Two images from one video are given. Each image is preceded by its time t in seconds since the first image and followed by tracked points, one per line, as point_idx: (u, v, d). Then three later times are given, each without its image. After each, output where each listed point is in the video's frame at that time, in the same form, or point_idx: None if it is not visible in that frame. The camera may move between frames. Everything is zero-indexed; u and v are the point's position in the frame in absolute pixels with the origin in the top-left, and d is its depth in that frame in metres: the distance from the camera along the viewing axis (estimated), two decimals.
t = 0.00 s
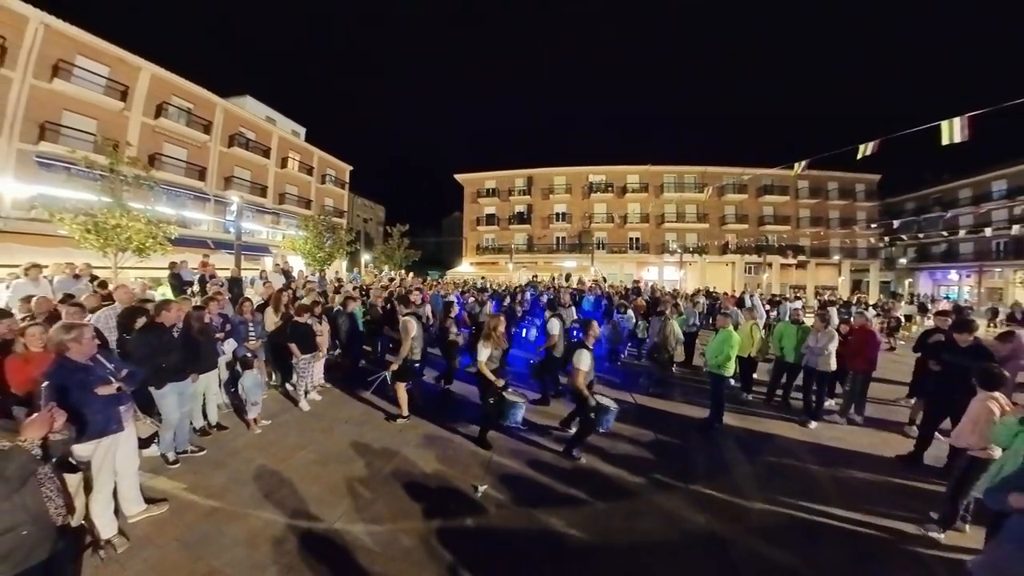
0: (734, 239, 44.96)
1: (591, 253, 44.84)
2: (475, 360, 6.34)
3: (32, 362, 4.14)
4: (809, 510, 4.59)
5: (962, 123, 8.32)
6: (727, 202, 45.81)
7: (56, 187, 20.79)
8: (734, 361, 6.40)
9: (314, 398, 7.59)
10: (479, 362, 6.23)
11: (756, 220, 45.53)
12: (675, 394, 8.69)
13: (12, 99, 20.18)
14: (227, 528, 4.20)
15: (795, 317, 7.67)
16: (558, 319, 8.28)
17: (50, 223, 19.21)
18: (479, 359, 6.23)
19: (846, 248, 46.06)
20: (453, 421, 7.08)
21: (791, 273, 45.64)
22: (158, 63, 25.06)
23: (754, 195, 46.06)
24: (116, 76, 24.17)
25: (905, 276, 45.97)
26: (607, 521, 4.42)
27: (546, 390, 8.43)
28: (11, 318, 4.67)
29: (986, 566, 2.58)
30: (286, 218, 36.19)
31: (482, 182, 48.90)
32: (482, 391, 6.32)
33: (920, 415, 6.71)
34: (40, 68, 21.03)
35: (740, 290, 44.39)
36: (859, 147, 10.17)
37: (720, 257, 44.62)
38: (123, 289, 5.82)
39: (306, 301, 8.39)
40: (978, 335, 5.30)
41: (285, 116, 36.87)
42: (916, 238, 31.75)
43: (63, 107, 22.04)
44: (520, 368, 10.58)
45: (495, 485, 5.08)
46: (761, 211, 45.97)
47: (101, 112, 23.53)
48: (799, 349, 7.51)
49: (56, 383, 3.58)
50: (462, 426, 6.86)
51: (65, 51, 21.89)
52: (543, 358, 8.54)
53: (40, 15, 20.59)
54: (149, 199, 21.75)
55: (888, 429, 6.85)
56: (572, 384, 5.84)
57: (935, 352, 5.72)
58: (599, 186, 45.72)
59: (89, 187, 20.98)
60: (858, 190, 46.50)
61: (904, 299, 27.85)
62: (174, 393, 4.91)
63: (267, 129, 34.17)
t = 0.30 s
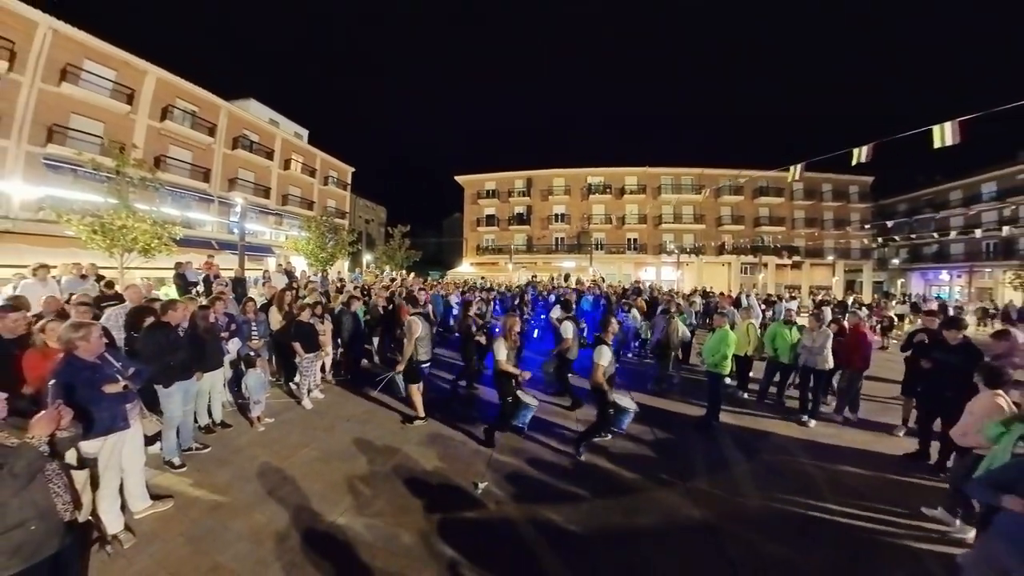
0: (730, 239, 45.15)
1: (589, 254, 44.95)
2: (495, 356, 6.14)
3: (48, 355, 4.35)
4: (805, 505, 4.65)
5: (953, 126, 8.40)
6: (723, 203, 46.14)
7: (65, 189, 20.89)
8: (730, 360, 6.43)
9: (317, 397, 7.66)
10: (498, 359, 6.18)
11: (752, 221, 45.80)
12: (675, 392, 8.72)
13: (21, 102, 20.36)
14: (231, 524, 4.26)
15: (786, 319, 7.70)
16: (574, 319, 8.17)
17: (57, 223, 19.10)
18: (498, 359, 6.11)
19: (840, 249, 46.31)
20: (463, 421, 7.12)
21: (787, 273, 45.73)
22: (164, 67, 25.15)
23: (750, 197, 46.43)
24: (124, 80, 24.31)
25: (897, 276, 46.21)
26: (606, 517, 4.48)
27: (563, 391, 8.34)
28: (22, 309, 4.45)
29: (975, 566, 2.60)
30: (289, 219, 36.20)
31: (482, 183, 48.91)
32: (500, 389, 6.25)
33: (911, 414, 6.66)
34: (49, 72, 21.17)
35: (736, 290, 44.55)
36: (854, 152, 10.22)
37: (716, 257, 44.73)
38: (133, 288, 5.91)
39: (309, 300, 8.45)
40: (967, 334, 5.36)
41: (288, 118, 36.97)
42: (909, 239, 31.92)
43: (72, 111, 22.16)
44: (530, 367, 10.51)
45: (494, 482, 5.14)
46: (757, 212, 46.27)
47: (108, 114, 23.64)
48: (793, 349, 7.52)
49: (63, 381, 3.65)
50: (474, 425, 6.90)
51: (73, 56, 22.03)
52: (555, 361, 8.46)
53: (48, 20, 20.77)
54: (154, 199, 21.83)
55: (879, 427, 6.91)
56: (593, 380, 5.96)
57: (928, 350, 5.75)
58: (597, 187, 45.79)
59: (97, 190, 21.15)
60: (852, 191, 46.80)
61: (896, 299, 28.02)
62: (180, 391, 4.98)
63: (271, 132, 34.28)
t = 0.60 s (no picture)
0: (726, 240, 45.26)
1: (587, 254, 45.01)
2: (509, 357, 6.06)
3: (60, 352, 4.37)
4: (801, 502, 4.69)
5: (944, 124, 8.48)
6: (719, 204, 46.35)
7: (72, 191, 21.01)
8: (728, 358, 6.47)
9: (318, 395, 7.71)
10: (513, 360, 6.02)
11: (748, 222, 46.12)
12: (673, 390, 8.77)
13: (30, 105, 20.48)
14: (234, 520, 4.33)
15: (774, 321, 7.71)
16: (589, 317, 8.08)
17: (65, 225, 19.18)
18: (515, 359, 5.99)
19: (835, 250, 46.48)
20: (471, 420, 7.12)
21: (782, 273, 45.82)
22: (170, 70, 25.23)
23: (745, 198, 46.78)
24: (130, 83, 24.44)
25: (890, 276, 46.37)
26: (602, 513, 4.54)
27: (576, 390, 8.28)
28: (35, 305, 4.70)
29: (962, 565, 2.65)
30: (293, 219, 36.27)
31: (482, 184, 49.08)
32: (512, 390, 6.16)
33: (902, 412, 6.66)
34: (57, 76, 21.29)
35: (732, 290, 44.74)
36: (850, 155, 10.25)
37: (713, 258, 44.81)
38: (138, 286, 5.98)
39: (310, 300, 8.45)
40: (949, 331, 5.43)
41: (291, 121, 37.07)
42: (901, 240, 32.08)
43: (79, 114, 22.27)
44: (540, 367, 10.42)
45: (494, 479, 5.20)
46: (752, 213, 46.55)
47: (116, 117, 23.75)
48: (781, 351, 7.54)
49: (71, 378, 3.73)
50: (483, 425, 6.92)
51: (81, 60, 22.16)
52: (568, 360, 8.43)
53: (57, 24, 20.90)
54: (159, 200, 21.94)
55: (871, 425, 6.96)
56: (618, 377, 5.83)
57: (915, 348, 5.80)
58: (596, 189, 45.81)
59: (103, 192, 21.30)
60: (845, 193, 47.02)
61: (889, 299, 28.13)
62: (183, 390, 5.05)
63: (274, 134, 34.38)
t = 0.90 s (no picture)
0: (723, 241, 45.32)
1: (586, 255, 45.14)
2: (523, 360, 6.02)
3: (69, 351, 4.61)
4: (797, 500, 4.75)
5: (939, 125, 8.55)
6: (716, 206, 46.16)
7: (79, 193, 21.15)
8: (722, 357, 6.56)
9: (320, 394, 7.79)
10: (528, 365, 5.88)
11: (743, 223, 45.67)
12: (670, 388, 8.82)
13: (39, 108, 20.57)
14: (238, 516, 4.40)
15: (763, 319, 7.71)
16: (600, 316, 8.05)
17: (73, 226, 19.33)
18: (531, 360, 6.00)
19: (828, 250, 46.79)
20: (475, 420, 7.15)
21: (778, 273, 45.94)
22: (175, 74, 25.31)
23: (742, 200, 46.31)
24: (136, 87, 24.50)
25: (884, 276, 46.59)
26: (600, 510, 4.59)
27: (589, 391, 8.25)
28: (49, 310, 4.70)
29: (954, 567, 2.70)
30: (295, 221, 36.36)
31: (482, 186, 49.16)
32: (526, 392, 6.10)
33: (894, 409, 6.72)
34: (64, 80, 21.39)
35: (729, 290, 44.85)
36: (843, 157, 10.30)
37: (710, 258, 44.94)
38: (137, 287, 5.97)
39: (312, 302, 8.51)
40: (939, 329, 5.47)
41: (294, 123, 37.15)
42: (896, 242, 32.20)
43: (86, 117, 22.37)
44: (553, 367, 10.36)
45: (493, 477, 5.26)
46: (748, 214, 46.09)
47: (121, 119, 23.85)
48: (768, 351, 7.53)
49: (77, 376, 3.80)
50: (488, 424, 6.95)
51: (88, 64, 22.25)
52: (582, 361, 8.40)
53: (65, 29, 21.00)
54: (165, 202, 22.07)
55: (863, 423, 7.01)
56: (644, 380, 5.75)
57: (906, 347, 5.86)
58: (594, 191, 45.90)
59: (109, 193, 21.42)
60: (840, 195, 47.24)
61: (883, 299, 28.27)
62: (187, 389, 5.12)
63: (277, 136, 34.48)
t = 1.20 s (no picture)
0: (720, 242, 45.43)
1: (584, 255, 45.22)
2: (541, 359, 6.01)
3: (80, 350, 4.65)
4: (791, 496, 4.78)
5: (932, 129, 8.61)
6: (713, 207, 46.18)
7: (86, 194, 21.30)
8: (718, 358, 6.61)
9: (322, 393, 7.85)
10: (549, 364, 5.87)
11: (739, 224, 45.89)
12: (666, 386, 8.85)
13: (47, 111, 20.67)
14: (241, 513, 4.45)
15: (761, 319, 7.69)
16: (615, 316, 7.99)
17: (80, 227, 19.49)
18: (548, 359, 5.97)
19: (823, 250, 46.94)
20: (478, 418, 7.21)
21: (773, 274, 46.04)
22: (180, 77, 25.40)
23: (737, 201, 46.52)
24: (141, 91, 24.57)
25: (877, 276, 46.75)
26: (597, 506, 4.66)
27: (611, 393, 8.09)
28: (61, 309, 4.84)
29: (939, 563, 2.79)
30: (297, 222, 36.46)
31: (482, 188, 49.30)
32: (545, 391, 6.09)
33: (886, 407, 6.77)
34: (71, 83, 21.49)
35: (725, 290, 44.93)
36: (836, 159, 10.34)
37: (706, 258, 45.05)
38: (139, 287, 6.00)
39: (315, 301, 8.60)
40: (940, 329, 5.54)
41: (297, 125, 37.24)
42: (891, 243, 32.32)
43: (93, 120, 22.47)
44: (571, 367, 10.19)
45: (492, 475, 5.32)
46: (743, 216, 46.04)
47: (126, 122, 23.93)
48: (763, 352, 7.54)
49: (84, 373, 3.88)
50: (488, 422, 7.00)
51: (95, 67, 22.32)
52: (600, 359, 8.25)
53: (73, 33, 21.12)
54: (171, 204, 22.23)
55: (855, 420, 7.08)
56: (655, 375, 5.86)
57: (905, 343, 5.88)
58: (592, 192, 45.96)
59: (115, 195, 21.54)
60: (833, 197, 47.42)
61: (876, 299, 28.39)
62: (191, 387, 5.18)
63: (280, 139, 34.59)
